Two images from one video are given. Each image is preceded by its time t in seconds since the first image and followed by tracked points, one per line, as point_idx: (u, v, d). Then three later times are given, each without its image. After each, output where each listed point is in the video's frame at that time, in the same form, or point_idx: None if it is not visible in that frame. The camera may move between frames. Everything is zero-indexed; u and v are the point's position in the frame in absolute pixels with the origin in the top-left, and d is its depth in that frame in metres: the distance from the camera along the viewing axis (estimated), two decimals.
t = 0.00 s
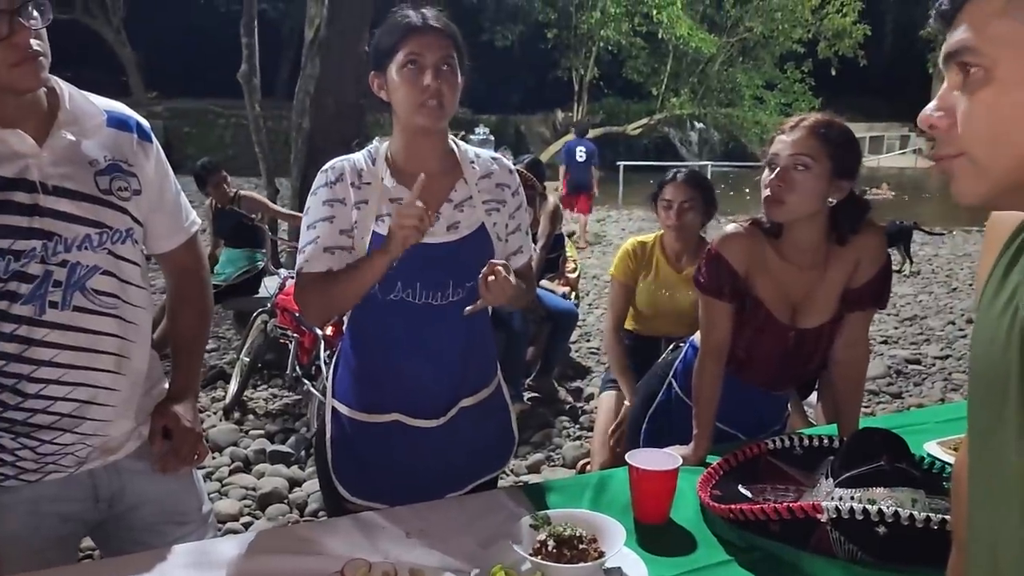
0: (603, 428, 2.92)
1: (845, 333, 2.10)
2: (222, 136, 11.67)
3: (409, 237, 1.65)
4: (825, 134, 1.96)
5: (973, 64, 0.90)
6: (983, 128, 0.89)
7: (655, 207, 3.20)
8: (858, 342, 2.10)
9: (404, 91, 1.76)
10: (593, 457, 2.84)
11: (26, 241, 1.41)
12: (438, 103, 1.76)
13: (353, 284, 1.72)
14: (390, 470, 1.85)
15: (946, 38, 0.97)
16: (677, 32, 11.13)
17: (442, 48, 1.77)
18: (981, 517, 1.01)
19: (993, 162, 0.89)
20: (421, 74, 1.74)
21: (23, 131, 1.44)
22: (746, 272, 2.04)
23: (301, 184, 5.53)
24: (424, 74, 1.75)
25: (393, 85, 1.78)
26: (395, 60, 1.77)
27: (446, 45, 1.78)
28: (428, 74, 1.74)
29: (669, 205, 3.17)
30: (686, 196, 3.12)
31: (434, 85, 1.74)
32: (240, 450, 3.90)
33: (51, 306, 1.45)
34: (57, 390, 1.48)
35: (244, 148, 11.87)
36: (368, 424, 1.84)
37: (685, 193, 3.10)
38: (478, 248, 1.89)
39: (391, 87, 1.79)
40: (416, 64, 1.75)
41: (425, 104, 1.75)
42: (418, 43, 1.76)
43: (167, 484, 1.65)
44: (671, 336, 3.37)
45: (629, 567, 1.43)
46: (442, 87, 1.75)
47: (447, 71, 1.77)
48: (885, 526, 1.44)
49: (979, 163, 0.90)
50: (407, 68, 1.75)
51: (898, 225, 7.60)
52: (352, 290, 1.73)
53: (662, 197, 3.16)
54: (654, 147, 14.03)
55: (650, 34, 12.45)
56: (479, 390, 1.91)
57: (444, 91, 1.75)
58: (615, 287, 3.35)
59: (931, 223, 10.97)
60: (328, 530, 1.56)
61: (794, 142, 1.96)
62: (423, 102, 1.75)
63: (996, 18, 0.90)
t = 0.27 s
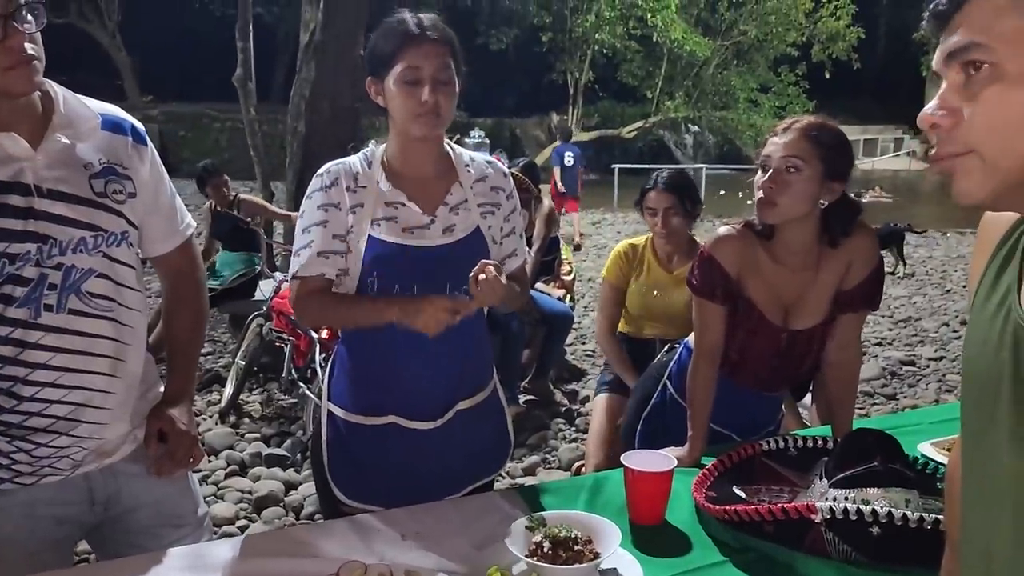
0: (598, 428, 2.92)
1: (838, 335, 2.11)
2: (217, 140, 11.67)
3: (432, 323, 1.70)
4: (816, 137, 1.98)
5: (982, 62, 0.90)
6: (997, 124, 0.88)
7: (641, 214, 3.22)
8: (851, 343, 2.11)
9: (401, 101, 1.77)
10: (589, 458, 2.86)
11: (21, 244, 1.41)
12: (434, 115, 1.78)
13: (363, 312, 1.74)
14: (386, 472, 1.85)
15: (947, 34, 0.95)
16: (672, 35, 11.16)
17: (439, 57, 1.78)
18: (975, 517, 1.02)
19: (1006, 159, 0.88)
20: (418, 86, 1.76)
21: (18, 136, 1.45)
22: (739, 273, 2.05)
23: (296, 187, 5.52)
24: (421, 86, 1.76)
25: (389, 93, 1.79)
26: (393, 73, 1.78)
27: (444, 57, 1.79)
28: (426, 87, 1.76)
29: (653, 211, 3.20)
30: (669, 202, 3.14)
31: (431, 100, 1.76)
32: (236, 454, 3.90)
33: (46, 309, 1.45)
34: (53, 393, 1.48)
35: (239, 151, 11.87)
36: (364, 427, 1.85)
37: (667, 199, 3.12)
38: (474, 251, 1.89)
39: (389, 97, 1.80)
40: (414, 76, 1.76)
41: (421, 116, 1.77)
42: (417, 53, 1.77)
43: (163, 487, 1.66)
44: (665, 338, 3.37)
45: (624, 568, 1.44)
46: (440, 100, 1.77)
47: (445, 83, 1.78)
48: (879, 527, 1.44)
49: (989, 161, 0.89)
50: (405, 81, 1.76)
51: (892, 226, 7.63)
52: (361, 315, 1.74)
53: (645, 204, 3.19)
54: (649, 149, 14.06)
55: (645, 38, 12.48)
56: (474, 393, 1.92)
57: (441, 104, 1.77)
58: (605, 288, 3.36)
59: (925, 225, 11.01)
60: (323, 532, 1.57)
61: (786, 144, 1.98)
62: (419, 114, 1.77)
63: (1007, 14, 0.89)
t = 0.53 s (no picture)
0: (592, 431, 2.92)
1: (833, 335, 2.13)
2: (210, 143, 11.66)
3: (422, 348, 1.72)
4: (811, 138, 2.01)
5: (980, 59, 0.90)
6: (997, 121, 0.87)
7: (633, 217, 3.26)
8: (845, 343, 2.13)
9: (399, 109, 1.78)
10: (583, 459, 2.88)
11: (17, 247, 1.42)
12: (431, 126, 1.79)
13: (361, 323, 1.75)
14: (383, 474, 1.86)
15: (942, 33, 0.95)
16: (664, 38, 11.23)
17: (439, 68, 1.79)
18: (967, 513, 1.04)
19: (1006, 156, 0.87)
20: (416, 98, 1.77)
21: (13, 138, 1.45)
22: (735, 274, 2.07)
23: (289, 191, 5.45)
24: (418, 98, 1.77)
25: (387, 100, 1.80)
26: (390, 81, 1.79)
27: (442, 65, 1.80)
28: (423, 97, 1.77)
29: (644, 215, 3.23)
30: (660, 204, 3.16)
31: (429, 109, 1.77)
32: (231, 457, 3.90)
33: (43, 311, 1.45)
34: (49, 396, 1.48)
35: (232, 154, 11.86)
36: (360, 430, 1.85)
37: (657, 201, 3.14)
38: (469, 254, 1.90)
39: (387, 109, 1.81)
40: (412, 89, 1.77)
41: (416, 126, 1.79)
42: (417, 65, 1.77)
43: (159, 488, 1.66)
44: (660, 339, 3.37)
45: (619, 567, 1.45)
46: (437, 111, 1.78)
47: (443, 92, 1.79)
48: (872, 524, 1.45)
49: (988, 157, 0.88)
50: (403, 89, 1.77)
51: (883, 227, 7.66)
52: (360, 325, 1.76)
53: (636, 208, 3.22)
54: (641, 152, 14.11)
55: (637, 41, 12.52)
56: (470, 394, 1.92)
57: (439, 114, 1.79)
58: (600, 292, 3.40)
59: (916, 226, 11.07)
60: (320, 533, 1.57)
61: (782, 146, 2.00)
62: (416, 124, 1.78)
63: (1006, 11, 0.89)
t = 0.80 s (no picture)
0: (586, 432, 2.93)
1: (827, 334, 2.16)
2: (202, 146, 11.65)
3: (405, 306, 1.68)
4: (804, 138, 2.03)
5: (971, 58, 0.91)
6: (988, 118, 0.89)
7: (627, 218, 3.26)
8: (839, 343, 2.16)
9: (399, 107, 1.79)
10: (577, 459, 2.89)
11: (14, 250, 1.43)
12: (433, 122, 1.80)
13: (350, 313, 1.76)
14: (380, 476, 1.87)
15: (930, 32, 0.96)
16: (655, 40, 11.36)
17: (437, 64, 1.80)
18: (958, 511, 1.05)
19: (999, 154, 0.89)
20: (418, 91, 1.78)
21: (10, 142, 1.46)
22: (729, 274, 2.11)
23: (283, 193, 5.47)
24: (419, 92, 1.78)
25: (388, 99, 1.81)
26: (390, 79, 1.80)
27: (441, 62, 1.81)
28: (425, 93, 1.78)
29: (638, 216, 3.24)
30: (654, 206, 3.17)
31: (431, 105, 1.78)
32: (225, 460, 3.90)
33: (39, 314, 1.46)
34: (46, 398, 1.48)
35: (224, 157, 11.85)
36: (357, 433, 1.86)
37: (652, 203, 3.15)
38: (465, 257, 1.91)
39: (386, 101, 1.82)
40: (413, 83, 1.79)
41: (420, 124, 1.79)
42: (415, 60, 1.79)
43: (156, 490, 1.66)
44: (653, 340, 3.40)
45: (616, 566, 1.46)
46: (439, 107, 1.79)
47: (442, 89, 1.81)
48: (865, 522, 1.47)
49: (981, 156, 0.90)
50: (403, 86, 1.78)
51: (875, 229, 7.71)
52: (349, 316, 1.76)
53: (630, 209, 3.23)
54: (633, 154, 14.15)
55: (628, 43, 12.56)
56: (467, 396, 1.93)
57: (440, 110, 1.80)
58: (593, 294, 3.38)
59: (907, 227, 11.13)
60: (317, 534, 1.58)
61: (777, 146, 2.01)
62: (419, 120, 1.79)
63: (996, 11, 0.91)
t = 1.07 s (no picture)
0: (581, 434, 2.93)
1: (823, 334, 2.18)
2: (195, 150, 11.63)
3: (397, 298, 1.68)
4: (794, 138, 2.05)
5: (964, 58, 0.92)
6: (982, 116, 0.90)
7: (622, 220, 3.27)
8: (836, 342, 2.18)
9: (396, 107, 1.79)
10: (573, 460, 2.89)
11: (12, 251, 1.42)
12: (431, 122, 1.80)
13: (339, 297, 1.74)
14: (377, 479, 1.87)
15: (923, 33, 0.97)
16: (649, 43, 11.38)
17: (433, 64, 1.81)
18: (953, 509, 1.06)
19: (994, 153, 0.90)
20: (415, 91, 1.78)
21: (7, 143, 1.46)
22: (726, 276, 2.13)
23: (278, 197, 5.48)
24: (417, 92, 1.79)
25: (383, 100, 1.81)
26: (387, 80, 1.80)
27: (436, 61, 1.81)
28: (423, 94, 1.79)
29: (633, 218, 3.25)
30: (648, 207, 3.19)
31: (429, 104, 1.78)
32: (220, 464, 3.89)
33: (37, 315, 1.45)
34: (44, 399, 1.48)
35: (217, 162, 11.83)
36: (354, 435, 1.86)
37: (647, 205, 3.17)
38: (461, 259, 1.92)
39: (382, 102, 1.82)
40: (410, 83, 1.79)
41: (419, 122, 1.79)
42: (411, 60, 1.79)
43: (154, 493, 1.67)
44: (649, 343, 3.40)
45: (613, 566, 1.47)
46: (436, 106, 1.80)
47: (438, 89, 1.81)
48: (862, 520, 1.47)
49: (975, 154, 0.91)
50: (400, 86, 1.79)
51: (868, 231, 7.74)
52: (338, 299, 1.75)
53: (624, 210, 3.24)
54: (627, 156, 14.18)
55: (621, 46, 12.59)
56: (464, 397, 1.93)
57: (438, 110, 1.80)
58: (589, 297, 3.40)
59: (899, 229, 11.18)
60: (314, 537, 1.58)
61: (768, 148, 2.03)
62: (417, 120, 1.79)
63: (988, 11, 0.92)
